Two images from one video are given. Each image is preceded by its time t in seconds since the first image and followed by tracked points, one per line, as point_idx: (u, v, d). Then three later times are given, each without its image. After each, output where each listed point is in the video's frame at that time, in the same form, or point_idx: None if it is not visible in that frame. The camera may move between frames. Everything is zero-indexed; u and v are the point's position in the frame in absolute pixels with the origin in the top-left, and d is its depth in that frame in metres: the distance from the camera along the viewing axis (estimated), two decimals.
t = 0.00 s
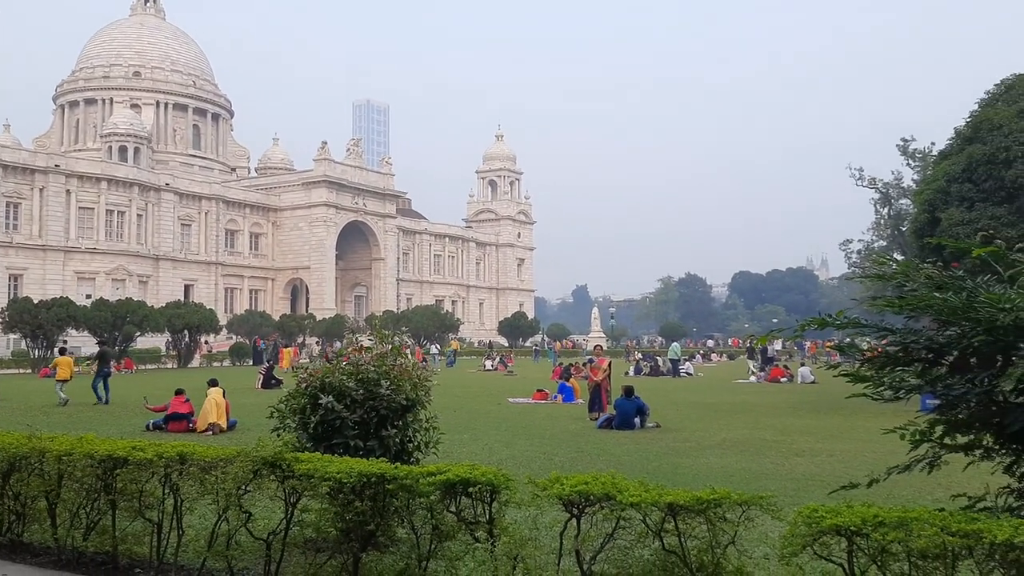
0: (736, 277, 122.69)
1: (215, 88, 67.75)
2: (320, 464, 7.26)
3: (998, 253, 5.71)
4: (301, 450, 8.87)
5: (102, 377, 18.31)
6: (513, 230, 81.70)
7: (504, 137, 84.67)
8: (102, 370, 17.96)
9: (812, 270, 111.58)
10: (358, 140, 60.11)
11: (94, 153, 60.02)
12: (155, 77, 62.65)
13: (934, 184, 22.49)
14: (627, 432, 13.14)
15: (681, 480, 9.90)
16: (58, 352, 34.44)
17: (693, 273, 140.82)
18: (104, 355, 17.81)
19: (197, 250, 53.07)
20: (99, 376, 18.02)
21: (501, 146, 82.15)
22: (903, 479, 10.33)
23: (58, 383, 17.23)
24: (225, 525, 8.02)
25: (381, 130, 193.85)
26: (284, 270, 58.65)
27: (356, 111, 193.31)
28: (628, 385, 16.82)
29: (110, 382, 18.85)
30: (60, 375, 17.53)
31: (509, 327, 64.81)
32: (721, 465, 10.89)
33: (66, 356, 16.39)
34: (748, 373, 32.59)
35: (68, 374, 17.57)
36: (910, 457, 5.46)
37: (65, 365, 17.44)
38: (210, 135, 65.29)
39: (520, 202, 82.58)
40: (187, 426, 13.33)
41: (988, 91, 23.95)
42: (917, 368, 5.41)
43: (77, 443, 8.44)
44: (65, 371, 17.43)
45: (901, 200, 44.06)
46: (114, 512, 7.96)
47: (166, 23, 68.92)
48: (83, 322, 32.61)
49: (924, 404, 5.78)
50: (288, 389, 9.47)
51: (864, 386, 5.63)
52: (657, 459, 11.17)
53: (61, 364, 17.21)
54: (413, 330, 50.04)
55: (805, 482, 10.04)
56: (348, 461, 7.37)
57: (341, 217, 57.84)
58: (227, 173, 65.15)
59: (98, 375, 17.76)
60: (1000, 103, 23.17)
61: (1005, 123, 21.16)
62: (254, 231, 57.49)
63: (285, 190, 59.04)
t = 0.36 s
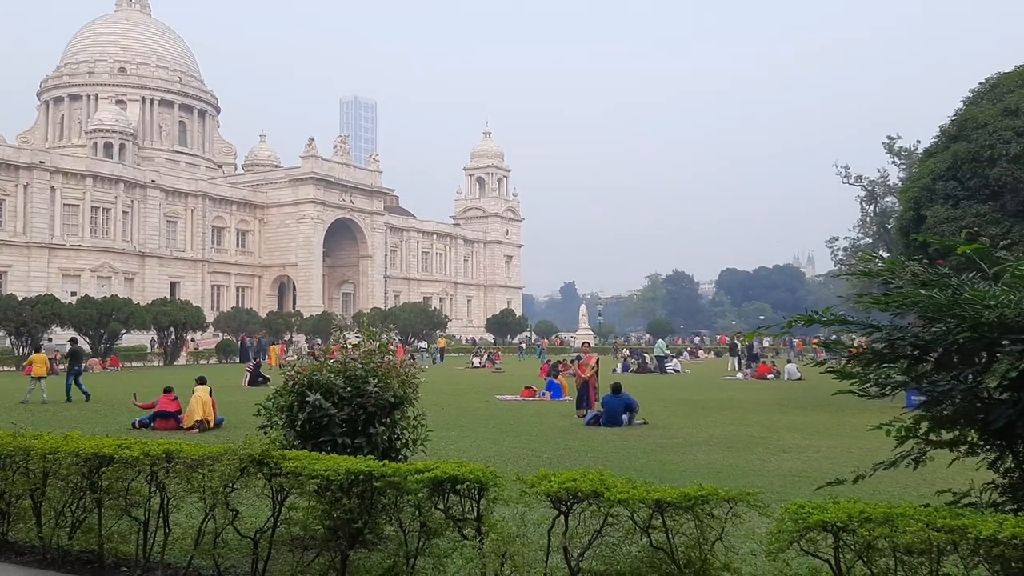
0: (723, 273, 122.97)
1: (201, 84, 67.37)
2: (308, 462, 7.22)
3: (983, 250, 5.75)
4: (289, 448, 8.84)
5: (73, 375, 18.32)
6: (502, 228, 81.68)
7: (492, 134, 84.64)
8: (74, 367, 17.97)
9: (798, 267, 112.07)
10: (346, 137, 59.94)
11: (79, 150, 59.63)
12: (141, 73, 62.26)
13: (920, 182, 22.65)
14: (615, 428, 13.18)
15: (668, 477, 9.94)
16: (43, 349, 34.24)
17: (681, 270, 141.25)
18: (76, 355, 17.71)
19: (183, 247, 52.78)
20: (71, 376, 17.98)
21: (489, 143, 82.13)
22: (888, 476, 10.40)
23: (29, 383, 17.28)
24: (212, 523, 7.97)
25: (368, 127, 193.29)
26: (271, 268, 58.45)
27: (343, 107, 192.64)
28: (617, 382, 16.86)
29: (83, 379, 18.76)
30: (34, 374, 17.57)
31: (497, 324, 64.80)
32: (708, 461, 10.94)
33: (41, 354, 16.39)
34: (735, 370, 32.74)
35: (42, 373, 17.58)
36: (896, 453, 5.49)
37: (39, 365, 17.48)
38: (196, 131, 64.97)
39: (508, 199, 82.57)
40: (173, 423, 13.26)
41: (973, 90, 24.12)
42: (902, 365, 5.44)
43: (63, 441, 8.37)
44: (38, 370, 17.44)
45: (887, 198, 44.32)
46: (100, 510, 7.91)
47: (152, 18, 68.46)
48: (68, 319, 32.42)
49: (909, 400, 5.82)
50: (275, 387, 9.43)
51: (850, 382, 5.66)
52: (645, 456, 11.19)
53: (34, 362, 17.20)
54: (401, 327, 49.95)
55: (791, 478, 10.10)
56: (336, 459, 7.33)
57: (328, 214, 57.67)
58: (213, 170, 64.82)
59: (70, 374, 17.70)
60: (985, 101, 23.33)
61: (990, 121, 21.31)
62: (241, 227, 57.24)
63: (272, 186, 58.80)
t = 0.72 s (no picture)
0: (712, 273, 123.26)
1: (189, 83, 67.07)
2: (296, 462, 7.21)
3: (969, 250, 5.79)
4: (277, 447, 8.82)
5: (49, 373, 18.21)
6: (491, 226, 81.67)
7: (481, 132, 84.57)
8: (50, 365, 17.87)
9: (786, 265, 112.56)
10: (335, 135, 59.79)
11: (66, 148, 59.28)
12: (128, 71, 61.93)
13: (908, 181, 22.77)
14: (604, 427, 13.19)
15: (657, 476, 9.95)
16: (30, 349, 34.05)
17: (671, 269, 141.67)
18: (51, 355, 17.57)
19: (171, 246, 52.52)
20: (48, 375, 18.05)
21: (478, 142, 82.11)
22: (876, 474, 10.45)
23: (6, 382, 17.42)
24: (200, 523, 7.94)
25: (357, 125, 192.50)
26: (260, 266, 58.26)
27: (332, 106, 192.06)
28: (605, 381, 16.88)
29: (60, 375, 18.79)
30: (11, 374, 17.66)
31: (486, 323, 64.75)
32: (696, 460, 10.97)
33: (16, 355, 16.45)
34: (724, 368, 32.80)
35: (18, 373, 17.65)
36: (883, 451, 5.52)
37: (14, 365, 17.54)
38: (184, 130, 64.67)
39: (497, 198, 82.56)
40: (162, 423, 13.23)
41: (961, 89, 24.23)
42: (890, 364, 5.47)
43: (49, 441, 8.32)
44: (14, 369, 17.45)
45: (875, 197, 44.55)
46: (87, 511, 7.87)
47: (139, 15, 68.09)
48: (55, 318, 32.25)
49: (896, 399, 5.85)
50: (263, 386, 9.40)
51: (838, 381, 5.69)
52: (634, 455, 11.20)
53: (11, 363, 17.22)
54: (391, 326, 49.88)
55: (778, 477, 10.14)
56: (325, 458, 7.31)
57: (317, 213, 57.54)
58: (201, 168, 64.55)
59: (46, 374, 17.74)
60: (972, 101, 23.46)
61: (977, 121, 21.42)
62: (229, 226, 57.00)
63: (261, 185, 58.57)
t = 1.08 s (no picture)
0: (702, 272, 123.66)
1: (178, 81, 66.78)
2: (286, 461, 7.18)
3: (956, 249, 5.82)
4: (267, 447, 8.79)
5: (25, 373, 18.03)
6: (482, 226, 81.63)
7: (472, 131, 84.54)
8: (27, 365, 17.72)
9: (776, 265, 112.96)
10: (325, 135, 59.64)
11: (54, 146, 58.98)
12: (117, 69, 61.62)
13: (896, 181, 22.90)
14: (594, 427, 13.20)
15: (647, 475, 9.94)
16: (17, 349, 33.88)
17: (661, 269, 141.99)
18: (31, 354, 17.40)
19: (160, 245, 52.29)
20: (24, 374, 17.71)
21: (469, 141, 82.05)
22: (865, 473, 10.48)
23: None
24: (189, 523, 7.91)
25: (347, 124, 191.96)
26: (250, 266, 58.08)
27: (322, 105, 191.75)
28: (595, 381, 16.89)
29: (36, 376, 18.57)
30: None
31: (476, 322, 64.69)
32: (686, 459, 11.00)
33: None
34: (712, 367, 32.88)
35: None
36: (871, 450, 5.54)
37: None
38: (173, 128, 64.39)
39: (488, 198, 82.55)
40: (151, 423, 13.19)
41: (949, 89, 24.37)
42: (878, 363, 5.48)
43: (37, 441, 8.28)
44: None
45: (864, 197, 44.73)
46: (75, 511, 7.84)
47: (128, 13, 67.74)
48: (43, 318, 32.11)
49: (885, 397, 5.88)
50: (253, 386, 9.38)
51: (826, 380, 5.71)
52: (625, 454, 11.21)
53: None
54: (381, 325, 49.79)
55: (767, 475, 10.18)
56: (315, 458, 7.29)
57: (307, 212, 57.41)
58: (191, 167, 64.30)
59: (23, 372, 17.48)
60: (960, 101, 23.59)
61: (965, 121, 21.54)
62: (219, 225, 56.78)
63: (251, 184, 58.36)
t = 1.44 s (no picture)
0: (695, 271, 123.81)
1: (171, 79, 66.55)
2: (280, 459, 7.19)
3: (949, 248, 5.86)
4: (261, 446, 8.77)
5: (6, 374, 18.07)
6: (475, 225, 81.63)
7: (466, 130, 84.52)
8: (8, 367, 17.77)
9: (769, 264, 113.29)
10: (318, 133, 59.55)
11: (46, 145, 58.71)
12: (109, 67, 61.38)
13: (888, 180, 22.99)
14: (586, 425, 13.23)
15: (640, 473, 9.98)
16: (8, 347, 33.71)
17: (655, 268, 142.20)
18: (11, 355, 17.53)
19: (152, 244, 52.11)
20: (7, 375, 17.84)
21: (462, 140, 82.07)
22: (857, 471, 10.55)
23: None
24: (183, 522, 7.90)
25: (341, 123, 191.57)
26: (243, 264, 57.98)
27: (316, 102, 191.43)
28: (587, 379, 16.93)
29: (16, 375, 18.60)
30: None
31: (470, 322, 64.61)
32: (679, 457, 11.03)
33: None
34: (705, 366, 32.98)
35: None
36: (864, 449, 5.56)
37: None
38: (166, 127, 64.20)
39: (481, 196, 82.52)
40: (144, 424, 13.17)
41: (941, 89, 24.49)
42: (870, 361, 5.51)
43: (29, 440, 8.24)
44: None
45: (857, 196, 44.85)
46: (68, 510, 7.83)
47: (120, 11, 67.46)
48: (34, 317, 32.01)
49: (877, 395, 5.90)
50: (247, 385, 9.36)
51: (819, 378, 5.74)
52: (617, 452, 11.26)
53: None
54: (375, 324, 49.78)
55: (760, 473, 10.23)
56: (309, 457, 7.29)
57: (300, 210, 57.34)
58: (183, 166, 64.12)
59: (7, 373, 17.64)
60: (952, 100, 23.69)
61: (957, 121, 21.64)
62: (212, 224, 56.60)
63: (244, 183, 58.22)
